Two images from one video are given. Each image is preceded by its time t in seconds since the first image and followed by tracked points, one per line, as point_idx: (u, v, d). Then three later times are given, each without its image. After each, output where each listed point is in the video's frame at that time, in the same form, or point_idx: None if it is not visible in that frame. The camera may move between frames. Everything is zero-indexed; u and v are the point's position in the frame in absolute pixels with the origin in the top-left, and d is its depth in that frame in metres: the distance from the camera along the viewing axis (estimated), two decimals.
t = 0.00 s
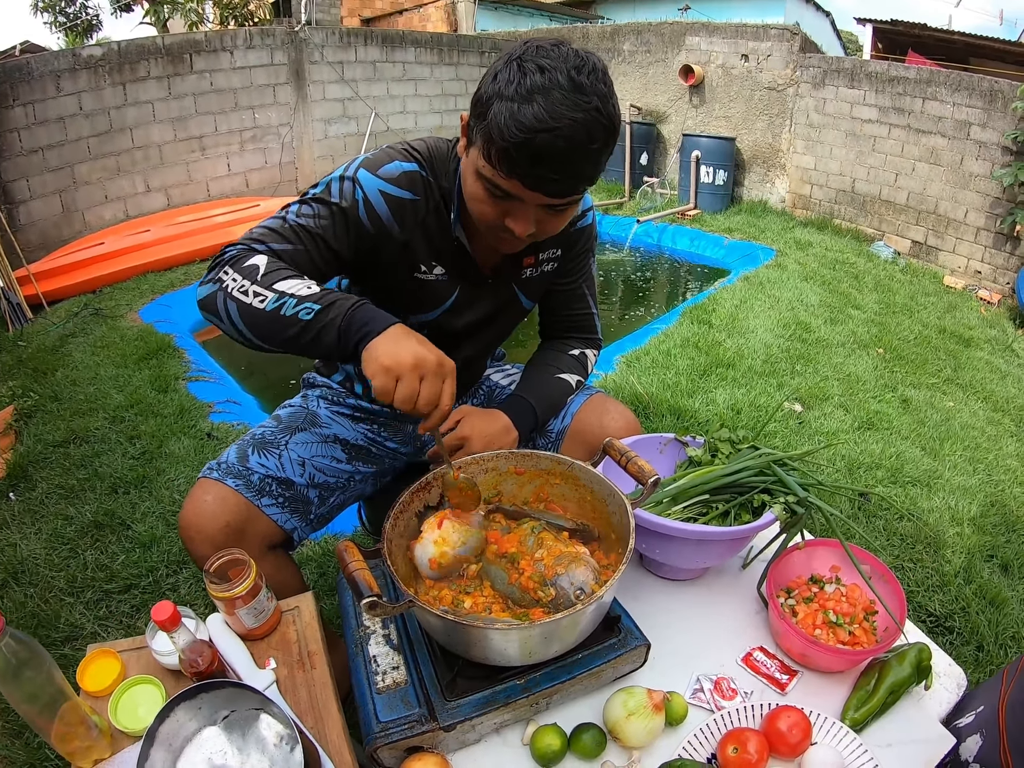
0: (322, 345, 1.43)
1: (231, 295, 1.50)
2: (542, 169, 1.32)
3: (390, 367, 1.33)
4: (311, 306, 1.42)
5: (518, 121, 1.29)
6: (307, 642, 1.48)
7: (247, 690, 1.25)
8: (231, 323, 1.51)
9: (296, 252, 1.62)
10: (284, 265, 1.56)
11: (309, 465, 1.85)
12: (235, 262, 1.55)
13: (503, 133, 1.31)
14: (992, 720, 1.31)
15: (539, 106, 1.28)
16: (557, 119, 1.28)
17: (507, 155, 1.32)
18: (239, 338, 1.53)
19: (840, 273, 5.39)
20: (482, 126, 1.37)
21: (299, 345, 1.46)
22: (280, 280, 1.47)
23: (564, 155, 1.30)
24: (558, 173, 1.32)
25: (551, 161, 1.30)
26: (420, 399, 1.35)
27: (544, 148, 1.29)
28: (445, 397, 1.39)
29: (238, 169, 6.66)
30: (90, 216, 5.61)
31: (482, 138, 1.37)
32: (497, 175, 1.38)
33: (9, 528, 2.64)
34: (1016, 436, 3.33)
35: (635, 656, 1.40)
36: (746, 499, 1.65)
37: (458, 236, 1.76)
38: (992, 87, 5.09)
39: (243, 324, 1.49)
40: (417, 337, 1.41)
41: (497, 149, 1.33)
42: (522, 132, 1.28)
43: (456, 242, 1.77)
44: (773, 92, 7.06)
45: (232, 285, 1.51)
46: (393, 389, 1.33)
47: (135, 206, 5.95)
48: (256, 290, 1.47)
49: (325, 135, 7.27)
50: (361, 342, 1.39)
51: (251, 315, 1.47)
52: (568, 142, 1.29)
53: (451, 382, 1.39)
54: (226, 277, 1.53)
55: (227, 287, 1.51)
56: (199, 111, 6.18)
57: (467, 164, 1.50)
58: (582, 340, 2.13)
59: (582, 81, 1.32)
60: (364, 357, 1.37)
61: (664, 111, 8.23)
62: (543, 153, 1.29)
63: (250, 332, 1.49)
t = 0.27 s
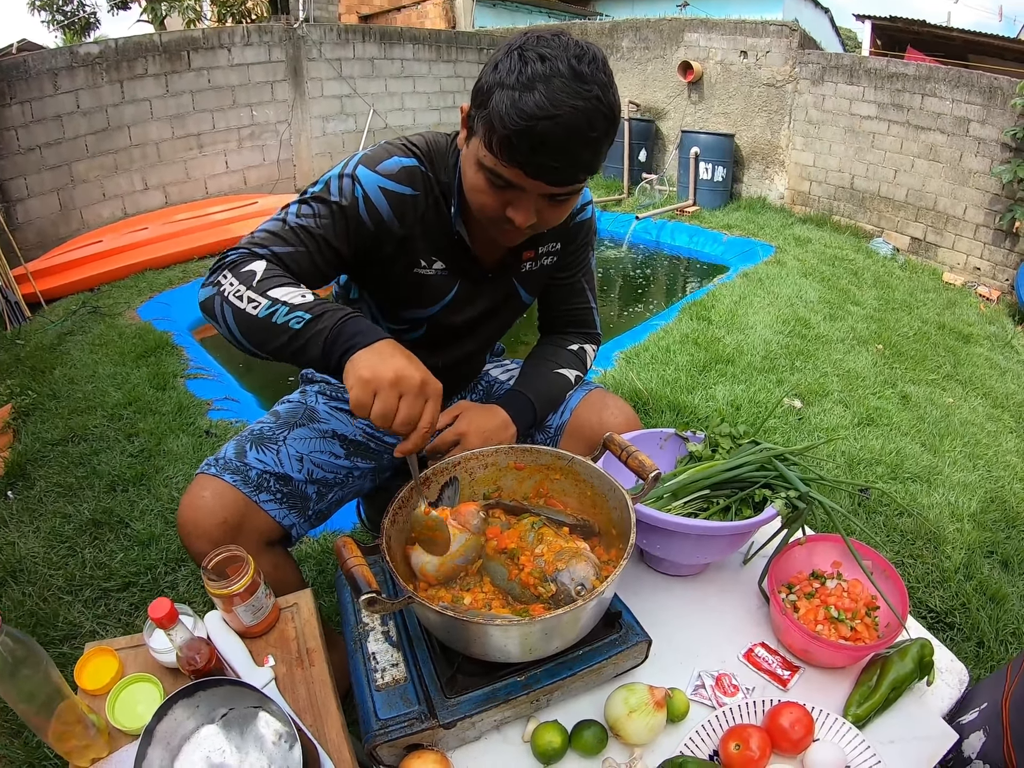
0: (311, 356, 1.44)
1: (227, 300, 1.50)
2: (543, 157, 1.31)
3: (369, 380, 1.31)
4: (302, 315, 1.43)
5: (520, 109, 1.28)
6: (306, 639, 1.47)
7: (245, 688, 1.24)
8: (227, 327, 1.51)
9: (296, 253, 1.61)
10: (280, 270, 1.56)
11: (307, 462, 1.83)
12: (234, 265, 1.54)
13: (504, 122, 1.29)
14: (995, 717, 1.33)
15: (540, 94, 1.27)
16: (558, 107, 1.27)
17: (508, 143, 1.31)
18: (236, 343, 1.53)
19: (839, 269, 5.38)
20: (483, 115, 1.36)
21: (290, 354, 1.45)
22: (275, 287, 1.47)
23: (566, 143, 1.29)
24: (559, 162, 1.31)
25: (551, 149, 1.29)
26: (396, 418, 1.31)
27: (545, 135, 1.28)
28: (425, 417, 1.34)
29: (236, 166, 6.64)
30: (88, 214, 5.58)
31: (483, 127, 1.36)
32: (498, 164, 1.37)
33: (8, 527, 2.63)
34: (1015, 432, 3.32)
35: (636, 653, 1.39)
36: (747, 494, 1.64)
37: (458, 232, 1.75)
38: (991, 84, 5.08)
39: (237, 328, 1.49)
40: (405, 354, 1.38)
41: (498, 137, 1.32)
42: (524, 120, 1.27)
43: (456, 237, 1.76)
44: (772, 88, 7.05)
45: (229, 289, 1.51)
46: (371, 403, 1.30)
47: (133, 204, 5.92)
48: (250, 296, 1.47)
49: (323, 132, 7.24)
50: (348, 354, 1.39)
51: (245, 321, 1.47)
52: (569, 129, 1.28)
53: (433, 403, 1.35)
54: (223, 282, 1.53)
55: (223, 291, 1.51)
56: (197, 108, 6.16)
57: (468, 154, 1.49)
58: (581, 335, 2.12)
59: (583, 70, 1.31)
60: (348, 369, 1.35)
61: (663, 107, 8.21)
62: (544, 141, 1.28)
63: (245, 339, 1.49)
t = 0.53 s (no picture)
0: (311, 342, 1.41)
1: (221, 291, 1.48)
2: (537, 147, 1.29)
3: (382, 366, 1.30)
4: (299, 300, 1.40)
5: (513, 98, 1.26)
6: (303, 636, 1.46)
7: (241, 685, 1.23)
8: (222, 320, 1.49)
9: (288, 244, 1.58)
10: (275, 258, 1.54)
11: (305, 458, 1.82)
12: (227, 257, 1.52)
13: (498, 111, 1.28)
14: (996, 714, 1.33)
15: (534, 83, 1.26)
16: (552, 96, 1.25)
17: (502, 133, 1.29)
18: (233, 335, 1.51)
19: (839, 265, 5.37)
20: (476, 105, 1.34)
21: (291, 342, 1.43)
22: (269, 275, 1.44)
23: (560, 133, 1.28)
24: (553, 151, 1.30)
25: (546, 138, 1.28)
26: (414, 400, 1.32)
27: (539, 125, 1.26)
28: (439, 395, 1.37)
29: (235, 163, 6.62)
30: (87, 212, 5.56)
31: (477, 117, 1.34)
32: (492, 155, 1.35)
33: (6, 525, 2.62)
34: (1016, 428, 3.31)
35: (634, 650, 1.38)
36: (746, 489, 1.63)
37: (452, 224, 1.73)
38: (992, 79, 5.06)
39: (233, 319, 1.47)
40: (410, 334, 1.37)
41: (491, 127, 1.30)
42: (518, 109, 1.26)
43: (450, 230, 1.75)
44: (771, 84, 7.03)
45: (223, 281, 1.48)
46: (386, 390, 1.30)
47: (131, 201, 5.90)
48: (245, 285, 1.44)
49: (322, 129, 7.22)
50: (350, 337, 1.36)
51: (242, 311, 1.45)
52: (563, 119, 1.26)
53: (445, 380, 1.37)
54: (216, 273, 1.51)
55: (217, 283, 1.49)
56: (195, 105, 6.14)
57: (462, 146, 1.47)
58: (579, 330, 2.11)
59: (577, 60, 1.30)
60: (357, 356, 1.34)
61: (662, 103, 8.19)
62: (538, 131, 1.27)
63: (240, 328, 1.47)
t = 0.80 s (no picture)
0: (306, 368, 1.39)
1: (225, 310, 1.46)
2: (532, 142, 1.29)
3: (371, 392, 1.25)
4: (298, 324, 1.38)
5: (508, 93, 1.26)
6: (301, 633, 1.45)
7: (240, 682, 1.22)
8: (225, 338, 1.48)
9: (299, 254, 1.57)
10: (277, 276, 1.52)
11: (301, 454, 1.81)
12: (234, 274, 1.50)
13: (493, 106, 1.27)
14: (993, 712, 1.42)
15: (529, 78, 1.25)
16: (547, 90, 1.25)
17: (497, 128, 1.29)
18: (235, 355, 1.49)
19: (838, 260, 5.36)
20: (470, 100, 1.34)
21: (286, 366, 1.40)
22: (272, 295, 1.42)
23: (555, 128, 1.27)
24: (548, 146, 1.29)
25: (541, 133, 1.28)
26: (403, 431, 1.26)
27: (535, 120, 1.26)
28: (433, 429, 1.29)
29: (234, 161, 6.61)
30: (85, 210, 5.54)
31: (471, 112, 1.33)
32: (487, 150, 1.35)
33: (7, 523, 2.62)
34: (1016, 423, 3.31)
35: (632, 645, 1.38)
36: (744, 485, 1.63)
37: (451, 222, 1.73)
38: (992, 75, 5.04)
39: (235, 338, 1.45)
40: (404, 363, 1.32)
41: (486, 122, 1.30)
42: (513, 104, 1.25)
43: (448, 227, 1.75)
44: (771, 79, 7.01)
45: (228, 298, 1.47)
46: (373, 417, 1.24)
47: (130, 199, 5.88)
48: (247, 305, 1.43)
49: (320, 126, 7.21)
50: (344, 366, 1.33)
51: (242, 330, 1.43)
52: (558, 113, 1.26)
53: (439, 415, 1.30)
54: (223, 291, 1.49)
55: (222, 300, 1.47)
56: (193, 103, 6.12)
57: (456, 141, 1.46)
58: (576, 325, 2.10)
59: (572, 55, 1.29)
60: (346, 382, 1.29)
61: (661, 98, 8.16)
62: (533, 125, 1.26)
63: (242, 350, 1.45)
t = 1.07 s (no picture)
0: (300, 384, 1.40)
1: (222, 314, 1.46)
2: (535, 140, 1.29)
3: (361, 418, 1.27)
4: (294, 339, 1.39)
5: (512, 90, 1.25)
6: (300, 630, 1.45)
7: (239, 679, 1.22)
8: (221, 341, 1.48)
9: (294, 254, 1.58)
10: (274, 281, 1.53)
11: (300, 452, 1.81)
12: (229, 278, 1.51)
13: (496, 103, 1.27)
14: (992, 708, 1.46)
15: (532, 76, 1.25)
16: (551, 89, 1.25)
17: (500, 125, 1.28)
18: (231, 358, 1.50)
19: (837, 256, 5.36)
20: (473, 97, 1.33)
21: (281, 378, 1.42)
22: (269, 305, 1.43)
23: (558, 125, 1.27)
24: (551, 144, 1.29)
25: (544, 131, 1.27)
26: (390, 456, 1.27)
27: (538, 118, 1.26)
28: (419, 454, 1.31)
29: (232, 159, 6.60)
30: (84, 209, 5.53)
31: (473, 109, 1.33)
32: (489, 148, 1.34)
33: (6, 523, 2.62)
34: (1014, 420, 3.31)
35: (630, 641, 1.38)
36: (742, 481, 1.63)
37: (449, 220, 1.73)
38: (990, 71, 5.04)
39: (231, 345, 1.46)
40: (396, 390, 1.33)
41: (489, 119, 1.29)
42: (516, 102, 1.25)
43: (446, 225, 1.74)
44: (769, 75, 7.00)
45: (224, 303, 1.47)
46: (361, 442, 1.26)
47: (128, 198, 5.87)
48: (243, 313, 1.43)
49: (318, 124, 7.20)
50: (337, 387, 1.35)
51: (237, 337, 1.44)
52: (561, 111, 1.26)
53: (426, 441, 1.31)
54: (219, 293, 1.49)
55: (219, 304, 1.48)
56: (191, 101, 6.11)
57: (458, 138, 1.46)
58: (574, 322, 2.10)
59: (575, 53, 1.29)
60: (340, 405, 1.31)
61: (659, 95, 8.15)
62: (536, 123, 1.26)
63: (238, 355, 1.46)
